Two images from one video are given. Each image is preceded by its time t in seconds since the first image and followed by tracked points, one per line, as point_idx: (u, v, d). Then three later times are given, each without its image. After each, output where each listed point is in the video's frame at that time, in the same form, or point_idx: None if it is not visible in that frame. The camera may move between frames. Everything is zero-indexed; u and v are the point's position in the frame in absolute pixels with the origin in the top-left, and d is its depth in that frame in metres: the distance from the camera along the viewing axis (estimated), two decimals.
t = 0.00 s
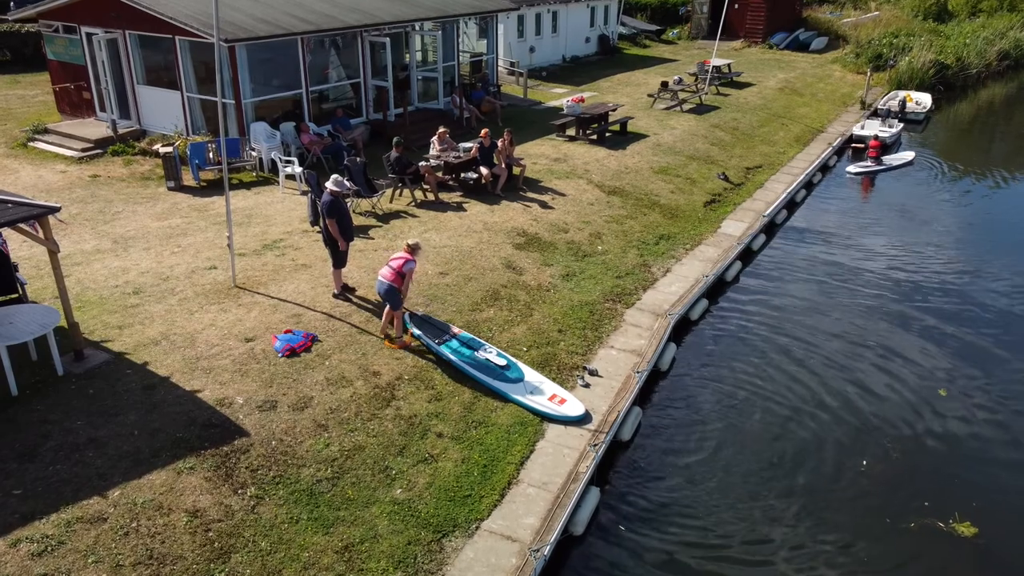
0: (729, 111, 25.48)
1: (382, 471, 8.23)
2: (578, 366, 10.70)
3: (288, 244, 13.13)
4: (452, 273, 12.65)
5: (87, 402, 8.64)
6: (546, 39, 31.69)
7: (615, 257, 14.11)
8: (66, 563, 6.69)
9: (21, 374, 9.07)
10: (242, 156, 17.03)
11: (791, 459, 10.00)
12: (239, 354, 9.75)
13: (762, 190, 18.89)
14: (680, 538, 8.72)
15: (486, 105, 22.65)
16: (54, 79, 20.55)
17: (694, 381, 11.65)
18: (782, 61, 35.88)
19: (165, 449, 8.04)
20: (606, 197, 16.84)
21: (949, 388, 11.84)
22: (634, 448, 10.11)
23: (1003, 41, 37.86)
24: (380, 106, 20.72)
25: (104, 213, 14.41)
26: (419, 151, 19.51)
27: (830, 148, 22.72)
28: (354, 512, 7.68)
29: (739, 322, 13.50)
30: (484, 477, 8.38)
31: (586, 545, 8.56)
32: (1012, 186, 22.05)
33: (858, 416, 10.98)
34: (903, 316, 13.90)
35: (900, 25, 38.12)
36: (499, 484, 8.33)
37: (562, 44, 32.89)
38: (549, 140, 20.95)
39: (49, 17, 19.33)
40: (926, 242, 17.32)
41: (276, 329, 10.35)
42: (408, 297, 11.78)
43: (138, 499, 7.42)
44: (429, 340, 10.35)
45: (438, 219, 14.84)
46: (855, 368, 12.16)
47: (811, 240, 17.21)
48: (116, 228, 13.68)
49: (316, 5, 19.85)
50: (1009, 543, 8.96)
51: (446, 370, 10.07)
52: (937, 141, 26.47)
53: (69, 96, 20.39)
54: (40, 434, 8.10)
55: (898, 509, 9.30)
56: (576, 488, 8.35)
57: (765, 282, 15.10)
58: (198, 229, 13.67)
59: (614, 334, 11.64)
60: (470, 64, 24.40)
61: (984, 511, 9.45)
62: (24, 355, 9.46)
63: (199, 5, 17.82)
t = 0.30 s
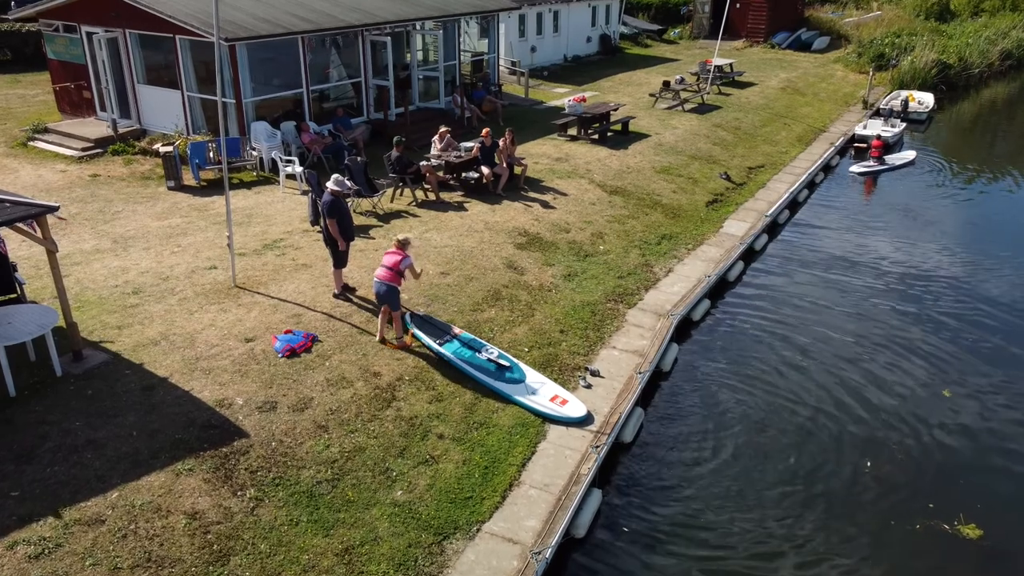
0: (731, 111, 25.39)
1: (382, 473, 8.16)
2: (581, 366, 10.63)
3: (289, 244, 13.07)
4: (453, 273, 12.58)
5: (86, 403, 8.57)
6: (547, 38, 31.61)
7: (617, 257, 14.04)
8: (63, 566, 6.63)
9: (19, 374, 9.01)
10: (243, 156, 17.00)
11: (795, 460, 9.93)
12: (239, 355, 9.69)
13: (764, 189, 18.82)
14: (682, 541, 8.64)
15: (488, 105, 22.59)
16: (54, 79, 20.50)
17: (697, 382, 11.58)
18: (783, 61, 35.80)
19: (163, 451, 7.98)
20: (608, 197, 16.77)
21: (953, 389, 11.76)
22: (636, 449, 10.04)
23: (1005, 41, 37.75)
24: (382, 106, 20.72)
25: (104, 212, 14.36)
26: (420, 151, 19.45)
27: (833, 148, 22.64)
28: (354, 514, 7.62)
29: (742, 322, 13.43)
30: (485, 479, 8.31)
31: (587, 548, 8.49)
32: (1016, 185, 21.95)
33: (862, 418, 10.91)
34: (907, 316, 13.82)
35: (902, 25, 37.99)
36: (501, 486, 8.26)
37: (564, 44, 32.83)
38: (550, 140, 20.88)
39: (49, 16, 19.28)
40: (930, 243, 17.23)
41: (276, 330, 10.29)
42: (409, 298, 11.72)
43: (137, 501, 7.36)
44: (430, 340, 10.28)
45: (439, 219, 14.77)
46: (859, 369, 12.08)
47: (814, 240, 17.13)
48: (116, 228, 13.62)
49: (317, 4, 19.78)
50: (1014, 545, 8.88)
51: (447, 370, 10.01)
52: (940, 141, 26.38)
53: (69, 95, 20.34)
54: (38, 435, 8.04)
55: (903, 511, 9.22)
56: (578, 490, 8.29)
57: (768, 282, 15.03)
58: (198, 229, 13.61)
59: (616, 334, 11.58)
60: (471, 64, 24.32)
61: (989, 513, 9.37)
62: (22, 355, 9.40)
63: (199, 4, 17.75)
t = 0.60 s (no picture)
0: (732, 110, 25.36)
1: (382, 476, 8.11)
2: (582, 368, 10.57)
3: (288, 245, 13.01)
4: (453, 274, 12.53)
5: (83, 405, 8.52)
6: (547, 38, 31.55)
7: (618, 258, 13.98)
8: (60, 571, 6.57)
9: (17, 376, 8.95)
10: (242, 156, 16.92)
11: (798, 462, 9.87)
12: (238, 356, 9.62)
13: (766, 190, 18.76)
14: (685, 544, 8.58)
15: (488, 105, 22.53)
16: (53, 79, 20.44)
17: (698, 384, 11.51)
18: (784, 61, 35.75)
19: (161, 454, 7.91)
20: (609, 197, 16.72)
21: (956, 391, 11.70)
22: (638, 452, 9.97)
23: (1006, 41, 37.69)
24: (381, 106, 20.65)
25: (103, 212, 14.30)
26: (420, 151, 19.39)
27: (834, 148, 22.58)
28: (354, 517, 7.56)
29: (743, 323, 13.36)
30: (485, 481, 8.25)
31: (588, 551, 8.40)
32: (1017, 185, 21.88)
33: (865, 419, 10.85)
34: (909, 317, 13.75)
35: (903, 24, 37.92)
36: (502, 489, 8.20)
37: (564, 44, 32.78)
38: (551, 140, 20.82)
39: (48, 15, 19.22)
40: (932, 243, 17.17)
41: (276, 331, 10.22)
42: (409, 298, 11.66)
43: (135, 504, 7.30)
44: (429, 342, 10.23)
45: (439, 219, 14.71)
46: (861, 370, 12.02)
47: (815, 240, 17.06)
48: (115, 228, 13.57)
49: (317, 3, 19.70)
50: (1019, 548, 8.81)
51: (447, 372, 9.95)
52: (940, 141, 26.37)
53: (68, 95, 20.28)
54: (35, 438, 7.98)
55: (906, 514, 9.16)
56: (579, 493, 8.22)
57: (770, 284, 14.95)
58: (197, 230, 13.55)
59: (616, 335, 11.51)
60: (471, 63, 24.26)
61: (993, 515, 9.30)
62: (19, 357, 9.34)
63: (199, 3, 17.68)
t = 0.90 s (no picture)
0: (732, 111, 25.31)
1: (381, 480, 8.04)
2: (582, 370, 10.51)
3: (287, 246, 12.95)
4: (453, 275, 12.47)
5: (80, 408, 8.45)
6: (547, 38, 31.48)
7: (619, 259, 13.93)
8: None
9: (13, 379, 8.88)
10: (241, 157, 16.82)
11: (800, 466, 9.81)
12: (237, 359, 9.56)
13: (766, 190, 18.69)
14: (686, 548, 8.55)
15: (488, 105, 22.45)
16: (51, 79, 20.38)
17: (699, 386, 11.45)
18: (784, 61, 35.69)
19: (159, 458, 7.85)
20: (609, 198, 16.67)
21: (958, 392, 11.64)
22: (639, 455, 9.92)
23: (1007, 41, 37.62)
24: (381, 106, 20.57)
25: (101, 214, 14.24)
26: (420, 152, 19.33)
27: (835, 149, 22.52)
28: (353, 521, 7.50)
29: (744, 325, 13.29)
30: (486, 485, 8.19)
31: (590, 555, 8.34)
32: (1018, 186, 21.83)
33: (868, 421, 10.80)
34: (911, 318, 13.68)
35: (904, 25, 37.87)
36: (502, 492, 8.14)
37: (565, 44, 32.73)
38: (551, 140, 20.75)
39: (46, 15, 19.15)
40: (933, 243, 17.11)
41: (275, 333, 10.16)
42: (408, 300, 11.60)
43: (132, 508, 7.24)
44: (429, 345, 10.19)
45: (439, 220, 14.65)
46: (864, 371, 11.97)
47: (817, 241, 17.00)
48: (113, 229, 13.51)
49: (316, 3, 19.64)
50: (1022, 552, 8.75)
51: (447, 374, 9.89)
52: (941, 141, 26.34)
53: (67, 95, 20.21)
54: (31, 441, 7.91)
55: (909, 518, 9.11)
56: (580, 497, 8.17)
57: (771, 285, 14.87)
58: (196, 231, 13.49)
59: (617, 337, 11.45)
60: (471, 64, 24.21)
61: (996, 518, 9.25)
62: (16, 359, 9.28)
63: (198, 4, 17.62)
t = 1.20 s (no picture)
0: (733, 111, 25.25)
1: (381, 484, 7.99)
2: (583, 373, 10.46)
3: (286, 248, 12.90)
4: (453, 277, 12.42)
5: (78, 413, 8.40)
6: (547, 39, 31.43)
7: (619, 261, 13.88)
8: None
9: (11, 383, 8.83)
10: (241, 158, 16.86)
11: (802, 469, 9.77)
12: (235, 362, 9.51)
13: (767, 191, 18.63)
14: (688, 552, 8.49)
15: (488, 105, 22.38)
16: (50, 80, 20.33)
17: (700, 389, 11.40)
18: (784, 61, 35.65)
19: (157, 463, 7.80)
20: (610, 199, 16.62)
21: (961, 395, 11.58)
22: (640, 458, 9.87)
23: (1007, 41, 37.55)
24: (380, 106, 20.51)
25: (99, 215, 14.19)
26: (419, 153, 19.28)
27: (835, 149, 22.48)
28: (353, 526, 7.45)
29: (744, 327, 13.24)
30: (486, 489, 8.14)
31: (590, 561, 8.28)
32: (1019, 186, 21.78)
33: (871, 424, 10.75)
34: (912, 320, 13.62)
35: (904, 25, 37.83)
36: (502, 496, 8.09)
37: (565, 44, 32.68)
38: (551, 141, 20.70)
39: (45, 16, 19.09)
40: (934, 244, 17.05)
41: (274, 337, 10.12)
42: (408, 302, 11.55)
43: (130, 514, 7.19)
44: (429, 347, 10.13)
45: (438, 222, 14.60)
46: (866, 373, 11.92)
47: (818, 242, 16.95)
48: (112, 231, 13.45)
49: (315, 4, 19.60)
50: None
51: (448, 378, 9.83)
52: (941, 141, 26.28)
53: (65, 96, 20.14)
54: (29, 446, 7.86)
55: (912, 521, 9.05)
56: (581, 501, 8.11)
57: (771, 287, 14.81)
58: (195, 233, 13.44)
59: (618, 340, 11.40)
60: (471, 64, 24.16)
61: (1000, 522, 9.19)
62: (13, 363, 9.22)
63: (197, 4, 17.58)
